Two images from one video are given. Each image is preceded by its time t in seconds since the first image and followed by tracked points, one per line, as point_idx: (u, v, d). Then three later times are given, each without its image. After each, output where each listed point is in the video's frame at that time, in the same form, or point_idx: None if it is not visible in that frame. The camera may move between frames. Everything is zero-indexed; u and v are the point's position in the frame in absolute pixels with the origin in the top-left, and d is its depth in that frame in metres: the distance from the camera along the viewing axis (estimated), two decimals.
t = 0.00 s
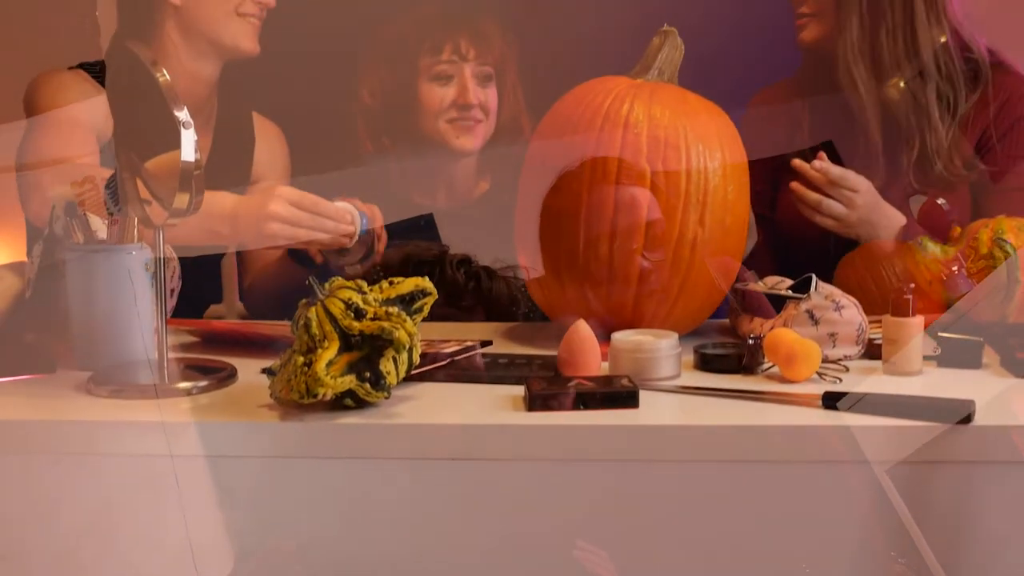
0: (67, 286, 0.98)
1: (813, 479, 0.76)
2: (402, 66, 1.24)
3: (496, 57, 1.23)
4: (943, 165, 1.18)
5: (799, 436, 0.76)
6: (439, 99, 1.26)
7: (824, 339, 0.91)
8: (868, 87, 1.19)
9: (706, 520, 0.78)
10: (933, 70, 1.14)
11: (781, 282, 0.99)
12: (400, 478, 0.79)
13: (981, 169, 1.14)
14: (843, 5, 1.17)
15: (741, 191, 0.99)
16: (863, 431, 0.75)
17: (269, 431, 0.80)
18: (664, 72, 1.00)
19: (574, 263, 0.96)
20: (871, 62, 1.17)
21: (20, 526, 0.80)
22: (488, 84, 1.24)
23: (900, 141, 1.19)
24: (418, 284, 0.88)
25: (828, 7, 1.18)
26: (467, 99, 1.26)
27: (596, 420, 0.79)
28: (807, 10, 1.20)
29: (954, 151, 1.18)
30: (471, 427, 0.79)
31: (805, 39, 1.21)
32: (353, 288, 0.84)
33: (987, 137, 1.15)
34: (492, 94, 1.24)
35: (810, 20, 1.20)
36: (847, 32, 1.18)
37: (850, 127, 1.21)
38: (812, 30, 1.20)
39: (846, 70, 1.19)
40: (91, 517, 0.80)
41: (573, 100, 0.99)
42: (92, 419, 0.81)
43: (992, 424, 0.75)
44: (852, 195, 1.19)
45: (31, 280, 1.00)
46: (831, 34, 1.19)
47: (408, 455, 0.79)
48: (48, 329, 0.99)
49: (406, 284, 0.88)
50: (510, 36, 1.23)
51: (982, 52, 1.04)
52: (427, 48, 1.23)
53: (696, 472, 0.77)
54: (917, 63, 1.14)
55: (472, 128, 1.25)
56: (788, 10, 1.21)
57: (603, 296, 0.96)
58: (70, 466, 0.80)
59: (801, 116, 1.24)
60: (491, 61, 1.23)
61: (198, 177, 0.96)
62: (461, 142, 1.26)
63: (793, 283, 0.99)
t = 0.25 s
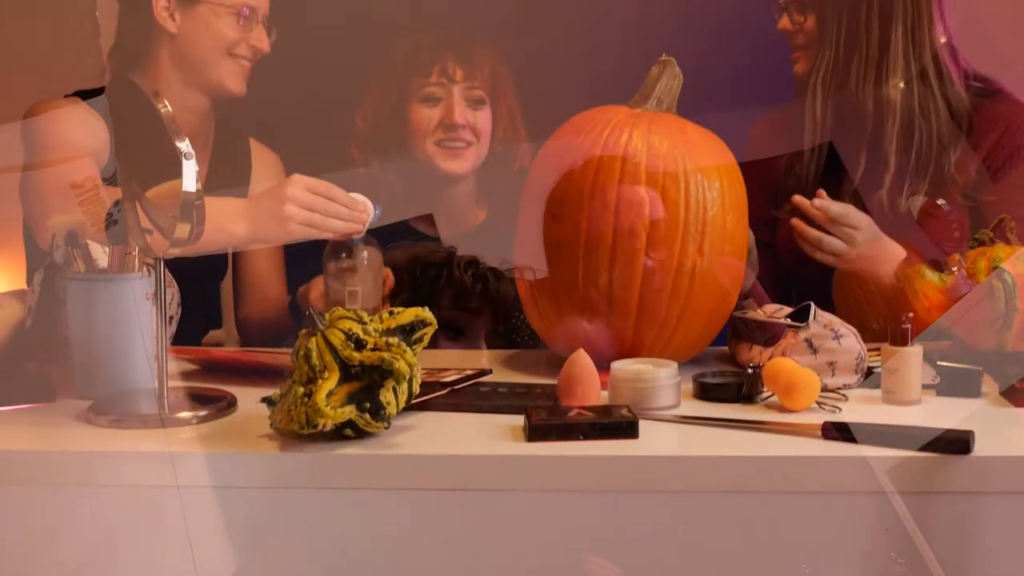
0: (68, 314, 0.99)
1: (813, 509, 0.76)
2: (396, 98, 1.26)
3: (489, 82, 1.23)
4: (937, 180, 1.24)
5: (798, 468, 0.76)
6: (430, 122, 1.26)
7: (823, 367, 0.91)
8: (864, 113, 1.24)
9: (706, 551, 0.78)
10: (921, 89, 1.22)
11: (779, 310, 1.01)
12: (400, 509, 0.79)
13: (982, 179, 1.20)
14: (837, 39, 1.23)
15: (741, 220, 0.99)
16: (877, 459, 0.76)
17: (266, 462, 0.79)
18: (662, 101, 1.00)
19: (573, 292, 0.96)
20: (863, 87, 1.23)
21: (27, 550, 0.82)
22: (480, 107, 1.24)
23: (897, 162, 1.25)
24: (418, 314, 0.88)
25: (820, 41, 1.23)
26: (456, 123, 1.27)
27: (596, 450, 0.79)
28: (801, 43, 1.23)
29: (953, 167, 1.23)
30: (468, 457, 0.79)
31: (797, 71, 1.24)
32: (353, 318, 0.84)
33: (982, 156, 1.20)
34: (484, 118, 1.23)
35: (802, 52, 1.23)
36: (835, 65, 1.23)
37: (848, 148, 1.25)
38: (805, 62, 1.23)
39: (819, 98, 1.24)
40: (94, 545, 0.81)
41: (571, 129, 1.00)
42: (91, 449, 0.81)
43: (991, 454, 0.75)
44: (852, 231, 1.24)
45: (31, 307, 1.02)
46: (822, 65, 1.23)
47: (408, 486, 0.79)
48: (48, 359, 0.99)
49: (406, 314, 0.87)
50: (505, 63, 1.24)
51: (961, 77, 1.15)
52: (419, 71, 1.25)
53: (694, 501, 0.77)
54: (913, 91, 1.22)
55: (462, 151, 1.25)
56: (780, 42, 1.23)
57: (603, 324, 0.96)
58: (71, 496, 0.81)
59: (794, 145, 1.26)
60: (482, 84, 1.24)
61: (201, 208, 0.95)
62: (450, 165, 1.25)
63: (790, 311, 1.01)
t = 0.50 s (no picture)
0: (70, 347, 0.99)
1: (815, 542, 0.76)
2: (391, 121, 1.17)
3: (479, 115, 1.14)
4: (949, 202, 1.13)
5: (798, 502, 0.76)
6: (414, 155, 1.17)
7: (823, 399, 0.91)
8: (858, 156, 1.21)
9: None
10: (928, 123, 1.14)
11: (779, 341, 1.01)
12: (401, 544, 0.79)
13: (987, 183, 1.09)
14: (851, 68, 1.17)
15: (740, 252, 0.99)
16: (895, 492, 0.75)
17: (267, 496, 0.79)
18: (661, 132, 1.00)
19: (573, 323, 0.96)
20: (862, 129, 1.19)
21: None
22: (467, 144, 1.13)
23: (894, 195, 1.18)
24: (418, 347, 0.88)
25: (838, 72, 1.18)
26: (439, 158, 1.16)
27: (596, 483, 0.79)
28: (816, 76, 1.19)
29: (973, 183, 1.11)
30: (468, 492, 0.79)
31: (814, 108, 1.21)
32: (353, 351, 0.84)
33: (1003, 163, 1.08)
34: (471, 154, 1.13)
35: (820, 87, 1.20)
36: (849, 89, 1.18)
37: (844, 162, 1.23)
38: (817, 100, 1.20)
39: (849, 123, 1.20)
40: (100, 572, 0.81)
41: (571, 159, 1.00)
42: (91, 483, 0.82)
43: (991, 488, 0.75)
44: (852, 262, 1.23)
45: (31, 339, 1.06)
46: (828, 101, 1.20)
47: (408, 520, 0.79)
48: (51, 390, 1.01)
49: (407, 347, 0.87)
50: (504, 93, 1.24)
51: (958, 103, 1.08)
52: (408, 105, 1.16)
53: (694, 535, 0.77)
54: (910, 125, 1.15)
55: (445, 185, 1.16)
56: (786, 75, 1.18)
57: (603, 355, 0.96)
58: (75, 527, 0.81)
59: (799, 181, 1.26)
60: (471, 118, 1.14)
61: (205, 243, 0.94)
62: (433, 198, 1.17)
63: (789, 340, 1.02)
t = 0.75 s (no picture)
0: (71, 383, 1.00)
1: None
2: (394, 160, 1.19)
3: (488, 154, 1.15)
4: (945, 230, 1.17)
5: (800, 537, 0.76)
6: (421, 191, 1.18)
7: (823, 433, 0.91)
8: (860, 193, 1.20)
9: None
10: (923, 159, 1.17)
11: (779, 374, 1.02)
12: None
13: (987, 188, 1.15)
14: (857, 108, 1.17)
15: (740, 287, 1.00)
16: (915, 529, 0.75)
17: (267, 533, 0.79)
18: (660, 168, 1.02)
19: (572, 357, 0.97)
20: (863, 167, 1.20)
21: None
22: (476, 179, 1.16)
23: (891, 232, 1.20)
24: (419, 384, 0.88)
25: (841, 105, 1.18)
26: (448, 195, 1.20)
27: (595, 519, 0.78)
28: (817, 110, 1.20)
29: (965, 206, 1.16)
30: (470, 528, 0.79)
31: (812, 141, 1.20)
32: (354, 388, 0.85)
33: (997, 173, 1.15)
34: (479, 189, 1.16)
35: (820, 119, 1.20)
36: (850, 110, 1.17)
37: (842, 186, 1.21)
38: (818, 136, 1.20)
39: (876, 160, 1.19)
40: None
41: (571, 195, 1.01)
42: (92, 520, 0.82)
43: (991, 524, 0.75)
44: (845, 307, 1.23)
45: (32, 376, 1.06)
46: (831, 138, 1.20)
47: (409, 557, 0.78)
48: (51, 426, 1.01)
49: (408, 384, 0.88)
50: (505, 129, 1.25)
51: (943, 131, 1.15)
52: (419, 138, 1.18)
53: (695, 571, 0.77)
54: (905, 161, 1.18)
55: (453, 219, 1.19)
56: (785, 113, 1.20)
57: (601, 389, 0.97)
58: (74, 566, 0.81)
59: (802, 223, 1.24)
60: (481, 155, 1.16)
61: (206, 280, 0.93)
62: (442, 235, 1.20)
63: (788, 374, 1.02)
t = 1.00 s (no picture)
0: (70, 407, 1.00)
1: None
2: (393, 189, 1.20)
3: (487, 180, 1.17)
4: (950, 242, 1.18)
5: (802, 562, 0.75)
6: (421, 219, 1.20)
7: (823, 457, 0.91)
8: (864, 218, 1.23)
9: None
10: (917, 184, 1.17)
11: (778, 396, 1.02)
12: None
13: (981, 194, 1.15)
14: (851, 139, 1.18)
15: (740, 311, 1.00)
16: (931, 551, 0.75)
17: (267, 559, 0.79)
18: (659, 192, 1.03)
19: (571, 381, 0.97)
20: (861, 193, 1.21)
21: None
22: (475, 208, 1.17)
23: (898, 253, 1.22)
24: (419, 409, 0.88)
25: (837, 137, 1.18)
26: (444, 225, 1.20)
27: (596, 545, 0.78)
28: (813, 142, 1.22)
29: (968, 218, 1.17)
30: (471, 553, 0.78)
31: (809, 172, 1.22)
32: (353, 414, 0.84)
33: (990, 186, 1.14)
34: (478, 218, 1.16)
35: (815, 151, 1.22)
36: (849, 140, 1.18)
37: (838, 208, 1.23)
38: (815, 166, 1.22)
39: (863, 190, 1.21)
40: None
41: (572, 216, 1.02)
42: (91, 546, 0.81)
43: (994, 549, 0.74)
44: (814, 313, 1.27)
45: (32, 399, 1.05)
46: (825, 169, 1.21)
47: None
48: (50, 450, 1.00)
49: (407, 409, 0.88)
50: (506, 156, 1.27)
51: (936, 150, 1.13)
52: (415, 166, 1.19)
53: None
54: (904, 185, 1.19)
55: (452, 247, 1.21)
56: (780, 147, 1.22)
57: (601, 413, 0.97)
58: None
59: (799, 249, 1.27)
60: (478, 183, 1.17)
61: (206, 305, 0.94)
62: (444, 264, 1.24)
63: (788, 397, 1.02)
